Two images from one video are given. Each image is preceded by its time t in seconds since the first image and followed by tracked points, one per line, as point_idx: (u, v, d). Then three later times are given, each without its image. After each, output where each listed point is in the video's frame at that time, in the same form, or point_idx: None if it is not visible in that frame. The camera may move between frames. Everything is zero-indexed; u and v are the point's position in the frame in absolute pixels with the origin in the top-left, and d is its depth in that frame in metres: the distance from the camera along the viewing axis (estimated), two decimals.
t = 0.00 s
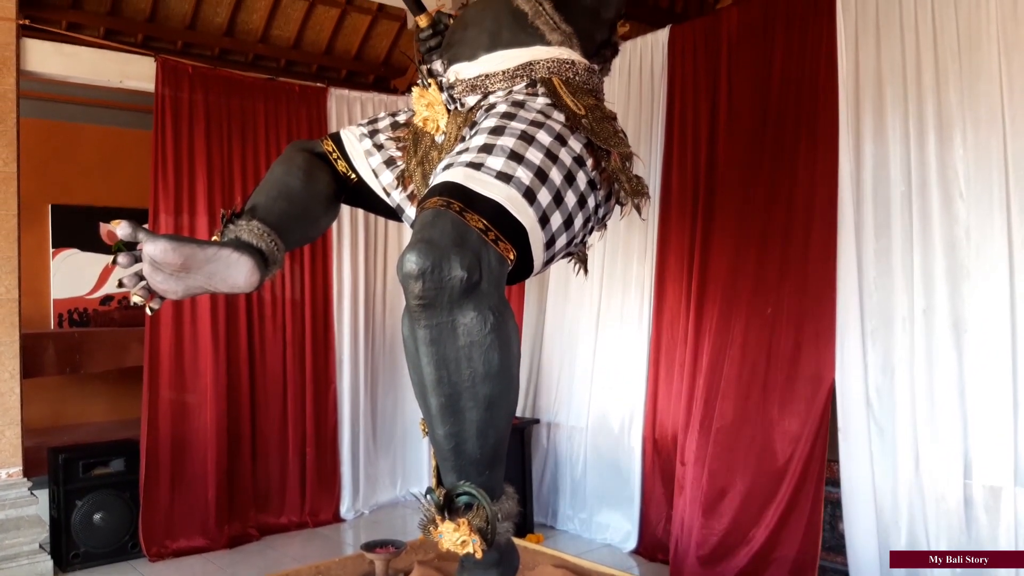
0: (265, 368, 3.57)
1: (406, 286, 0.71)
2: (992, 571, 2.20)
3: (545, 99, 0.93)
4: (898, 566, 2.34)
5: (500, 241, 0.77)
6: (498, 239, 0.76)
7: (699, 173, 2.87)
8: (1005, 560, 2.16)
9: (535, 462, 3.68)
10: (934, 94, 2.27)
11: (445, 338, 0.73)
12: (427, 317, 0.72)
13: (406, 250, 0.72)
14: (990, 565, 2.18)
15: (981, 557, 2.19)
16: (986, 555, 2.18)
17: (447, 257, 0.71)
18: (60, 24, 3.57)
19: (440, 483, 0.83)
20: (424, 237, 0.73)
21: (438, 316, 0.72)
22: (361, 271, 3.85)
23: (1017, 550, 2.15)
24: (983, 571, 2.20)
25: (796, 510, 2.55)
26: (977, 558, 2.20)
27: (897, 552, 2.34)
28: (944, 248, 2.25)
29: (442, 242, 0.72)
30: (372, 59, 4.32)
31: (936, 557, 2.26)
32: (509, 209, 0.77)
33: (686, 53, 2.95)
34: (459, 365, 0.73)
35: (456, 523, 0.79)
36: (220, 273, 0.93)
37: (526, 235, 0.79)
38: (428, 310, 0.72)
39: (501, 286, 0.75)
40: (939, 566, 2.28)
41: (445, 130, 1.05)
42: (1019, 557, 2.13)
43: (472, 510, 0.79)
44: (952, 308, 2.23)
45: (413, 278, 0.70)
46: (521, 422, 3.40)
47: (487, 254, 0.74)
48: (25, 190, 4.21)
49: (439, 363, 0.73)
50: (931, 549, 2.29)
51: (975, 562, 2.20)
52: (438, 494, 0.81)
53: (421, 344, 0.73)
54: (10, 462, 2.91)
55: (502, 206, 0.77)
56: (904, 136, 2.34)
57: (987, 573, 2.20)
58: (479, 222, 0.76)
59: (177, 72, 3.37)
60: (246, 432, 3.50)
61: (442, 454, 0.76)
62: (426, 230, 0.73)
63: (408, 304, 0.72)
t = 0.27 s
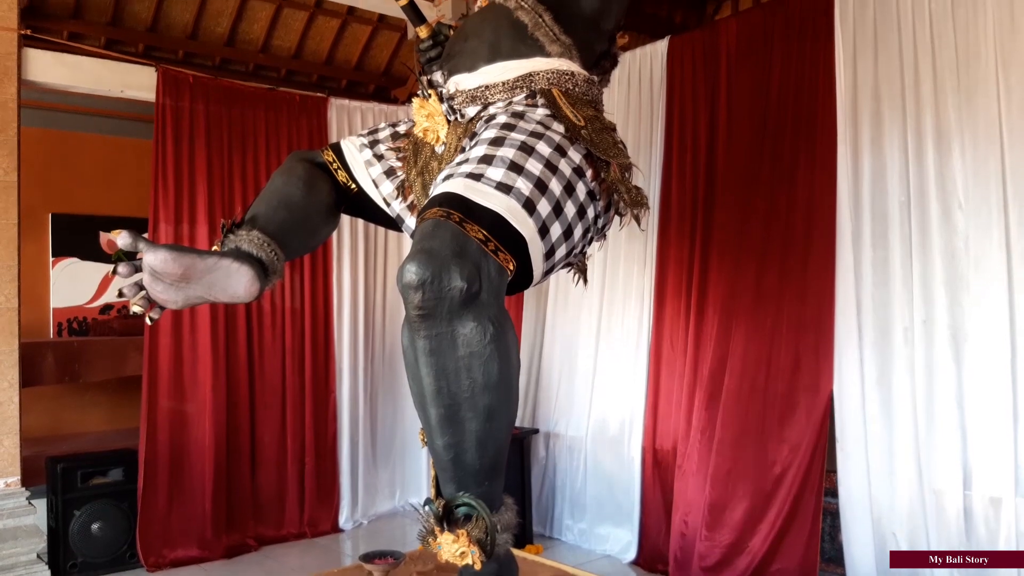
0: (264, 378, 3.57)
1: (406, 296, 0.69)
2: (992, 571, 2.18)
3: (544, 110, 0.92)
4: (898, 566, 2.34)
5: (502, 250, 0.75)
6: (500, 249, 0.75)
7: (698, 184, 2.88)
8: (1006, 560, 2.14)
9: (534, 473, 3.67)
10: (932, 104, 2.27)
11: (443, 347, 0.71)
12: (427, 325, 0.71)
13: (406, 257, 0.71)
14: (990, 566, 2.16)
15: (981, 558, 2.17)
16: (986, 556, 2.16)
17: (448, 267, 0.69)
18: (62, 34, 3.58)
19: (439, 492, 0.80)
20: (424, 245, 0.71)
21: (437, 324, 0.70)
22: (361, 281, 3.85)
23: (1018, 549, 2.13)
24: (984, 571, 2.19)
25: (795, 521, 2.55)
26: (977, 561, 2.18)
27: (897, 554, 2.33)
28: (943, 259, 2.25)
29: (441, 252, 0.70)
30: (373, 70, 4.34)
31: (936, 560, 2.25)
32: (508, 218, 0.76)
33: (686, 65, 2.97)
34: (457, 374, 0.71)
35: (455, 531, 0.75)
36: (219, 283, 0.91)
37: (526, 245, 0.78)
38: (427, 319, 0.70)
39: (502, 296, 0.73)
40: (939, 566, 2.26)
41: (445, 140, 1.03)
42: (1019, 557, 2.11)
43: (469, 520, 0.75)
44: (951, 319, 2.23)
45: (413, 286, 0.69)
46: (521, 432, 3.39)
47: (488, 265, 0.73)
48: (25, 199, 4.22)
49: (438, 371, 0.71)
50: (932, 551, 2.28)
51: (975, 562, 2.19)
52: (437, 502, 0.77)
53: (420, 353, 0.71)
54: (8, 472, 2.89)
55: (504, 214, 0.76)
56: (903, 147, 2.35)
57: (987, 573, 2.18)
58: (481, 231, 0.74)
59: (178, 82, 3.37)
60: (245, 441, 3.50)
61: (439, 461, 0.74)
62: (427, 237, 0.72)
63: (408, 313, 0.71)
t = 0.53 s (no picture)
0: (262, 389, 3.57)
1: (405, 308, 0.69)
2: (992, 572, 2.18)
3: (542, 122, 0.91)
4: (898, 566, 2.33)
5: (501, 262, 0.74)
6: (498, 261, 0.74)
7: (696, 195, 2.89)
8: (1006, 560, 2.13)
9: (533, 483, 3.66)
10: (929, 115, 2.28)
11: (442, 360, 0.71)
12: (426, 337, 0.70)
13: (405, 269, 0.71)
14: (991, 566, 2.16)
15: (981, 557, 2.17)
16: (986, 556, 2.16)
17: (447, 279, 0.69)
18: (62, 46, 3.59)
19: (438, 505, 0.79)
20: (424, 256, 0.71)
21: (436, 336, 0.70)
22: (360, 291, 3.85)
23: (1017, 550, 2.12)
24: (983, 573, 2.19)
25: (795, 533, 2.54)
26: (977, 558, 2.18)
27: (896, 552, 2.32)
28: (941, 269, 2.25)
29: (440, 264, 0.70)
30: (372, 81, 4.36)
31: (936, 558, 2.24)
32: (507, 229, 0.75)
33: (683, 76, 2.98)
34: (457, 387, 0.71)
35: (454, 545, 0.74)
36: (218, 295, 0.89)
37: (525, 257, 0.77)
38: (426, 331, 0.70)
39: (501, 309, 0.73)
40: (938, 566, 2.25)
41: (444, 152, 1.02)
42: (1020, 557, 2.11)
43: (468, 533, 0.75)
44: (949, 329, 2.23)
45: (412, 298, 0.68)
46: (520, 442, 3.39)
47: (487, 277, 0.73)
48: (25, 210, 4.23)
49: (437, 384, 0.70)
50: (931, 550, 2.26)
51: (976, 563, 2.19)
52: (436, 515, 0.77)
53: (419, 365, 0.71)
54: (6, 484, 2.89)
55: (503, 225, 0.75)
56: (901, 157, 2.35)
57: (988, 573, 2.18)
58: (480, 243, 0.74)
59: (177, 93, 3.38)
60: (243, 452, 3.50)
61: (438, 474, 0.73)
62: (426, 249, 0.71)
63: (407, 325, 0.70)
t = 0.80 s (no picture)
0: (262, 399, 3.57)
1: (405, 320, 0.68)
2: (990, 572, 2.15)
3: (543, 134, 0.90)
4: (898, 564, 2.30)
5: (502, 274, 0.74)
6: (499, 272, 0.73)
7: (697, 206, 2.90)
8: (1007, 563, 2.10)
9: (533, 495, 3.66)
10: (928, 128, 2.28)
11: (442, 372, 0.70)
12: (426, 349, 0.70)
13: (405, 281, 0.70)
14: (990, 566, 2.13)
15: (980, 557, 2.14)
16: (985, 555, 2.13)
17: (447, 291, 0.69)
18: (65, 56, 3.61)
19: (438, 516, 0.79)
20: (424, 268, 0.70)
21: (436, 348, 0.70)
22: (361, 301, 3.86)
23: (1018, 549, 2.08)
24: (984, 572, 2.15)
25: (795, 546, 2.53)
26: (977, 558, 2.15)
27: (897, 553, 2.30)
28: (940, 282, 2.25)
29: (441, 276, 0.69)
30: (373, 92, 4.37)
31: (936, 557, 2.22)
32: (508, 241, 0.74)
33: (684, 89, 2.99)
34: (457, 400, 0.70)
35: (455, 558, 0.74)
36: (218, 307, 0.88)
37: (526, 269, 0.76)
38: (426, 343, 0.70)
39: (502, 319, 0.72)
40: (939, 566, 2.23)
41: (445, 163, 1.02)
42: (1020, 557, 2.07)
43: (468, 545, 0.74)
44: (950, 342, 2.22)
45: (412, 311, 0.68)
46: (520, 454, 3.39)
47: (488, 289, 0.72)
48: (26, 220, 4.24)
49: (437, 396, 0.70)
50: (932, 550, 2.24)
51: (976, 563, 2.16)
52: (436, 527, 0.76)
53: (419, 377, 0.71)
54: (4, 494, 2.88)
55: (504, 237, 0.75)
56: (900, 170, 2.36)
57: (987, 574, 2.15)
58: (480, 255, 0.73)
59: (179, 103, 3.39)
60: (242, 462, 3.49)
61: (438, 486, 0.73)
62: (427, 260, 0.71)
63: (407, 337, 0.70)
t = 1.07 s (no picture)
0: (262, 409, 3.57)
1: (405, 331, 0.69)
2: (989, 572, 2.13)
3: (544, 146, 0.91)
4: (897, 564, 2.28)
5: (502, 286, 0.74)
6: (500, 284, 0.73)
7: (697, 218, 2.91)
8: (1006, 561, 2.08)
9: (533, 507, 3.65)
10: (927, 140, 2.29)
11: (442, 384, 0.70)
12: (426, 361, 0.70)
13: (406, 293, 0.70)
14: (990, 566, 2.11)
15: (980, 557, 2.12)
16: (985, 555, 2.11)
17: (447, 303, 0.69)
18: (67, 68, 3.62)
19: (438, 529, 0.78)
20: (424, 280, 0.70)
21: (436, 360, 0.70)
22: (361, 312, 3.86)
23: (1018, 547, 2.07)
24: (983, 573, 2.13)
25: (797, 560, 2.52)
26: (976, 558, 2.13)
27: (896, 552, 2.29)
28: (941, 293, 2.25)
29: (441, 288, 0.70)
30: (374, 103, 4.39)
31: (936, 558, 2.20)
32: (508, 253, 0.74)
33: (683, 101, 3.01)
34: (457, 412, 0.70)
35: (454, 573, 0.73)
36: (219, 318, 0.88)
37: (526, 281, 0.76)
38: (426, 355, 0.70)
39: (502, 332, 0.72)
40: (940, 567, 2.21)
41: (445, 175, 1.02)
42: (1019, 556, 2.05)
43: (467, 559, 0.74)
44: (950, 353, 2.22)
45: (412, 322, 0.68)
46: (520, 465, 3.38)
47: (488, 301, 0.72)
48: (28, 230, 4.25)
49: (436, 408, 0.70)
50: (932, 550, 2.23)
51: (976, 562, 2.14)
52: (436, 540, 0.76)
53: (419, 389, 0.71)
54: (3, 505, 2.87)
55: (504, 249, 0.74)
56: (899, 182, 2.37)
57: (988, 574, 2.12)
58: (481, 267, 0.73)
59: (180, 115, 3.40)
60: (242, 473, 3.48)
61: (438, 499, 0.73)
62: (427, 272, 0.71)
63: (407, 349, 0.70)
